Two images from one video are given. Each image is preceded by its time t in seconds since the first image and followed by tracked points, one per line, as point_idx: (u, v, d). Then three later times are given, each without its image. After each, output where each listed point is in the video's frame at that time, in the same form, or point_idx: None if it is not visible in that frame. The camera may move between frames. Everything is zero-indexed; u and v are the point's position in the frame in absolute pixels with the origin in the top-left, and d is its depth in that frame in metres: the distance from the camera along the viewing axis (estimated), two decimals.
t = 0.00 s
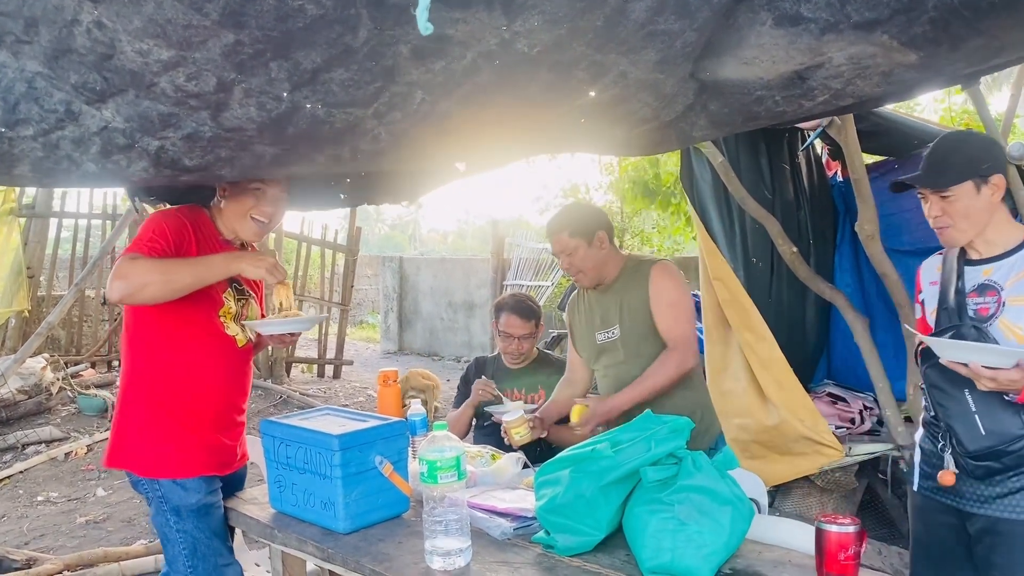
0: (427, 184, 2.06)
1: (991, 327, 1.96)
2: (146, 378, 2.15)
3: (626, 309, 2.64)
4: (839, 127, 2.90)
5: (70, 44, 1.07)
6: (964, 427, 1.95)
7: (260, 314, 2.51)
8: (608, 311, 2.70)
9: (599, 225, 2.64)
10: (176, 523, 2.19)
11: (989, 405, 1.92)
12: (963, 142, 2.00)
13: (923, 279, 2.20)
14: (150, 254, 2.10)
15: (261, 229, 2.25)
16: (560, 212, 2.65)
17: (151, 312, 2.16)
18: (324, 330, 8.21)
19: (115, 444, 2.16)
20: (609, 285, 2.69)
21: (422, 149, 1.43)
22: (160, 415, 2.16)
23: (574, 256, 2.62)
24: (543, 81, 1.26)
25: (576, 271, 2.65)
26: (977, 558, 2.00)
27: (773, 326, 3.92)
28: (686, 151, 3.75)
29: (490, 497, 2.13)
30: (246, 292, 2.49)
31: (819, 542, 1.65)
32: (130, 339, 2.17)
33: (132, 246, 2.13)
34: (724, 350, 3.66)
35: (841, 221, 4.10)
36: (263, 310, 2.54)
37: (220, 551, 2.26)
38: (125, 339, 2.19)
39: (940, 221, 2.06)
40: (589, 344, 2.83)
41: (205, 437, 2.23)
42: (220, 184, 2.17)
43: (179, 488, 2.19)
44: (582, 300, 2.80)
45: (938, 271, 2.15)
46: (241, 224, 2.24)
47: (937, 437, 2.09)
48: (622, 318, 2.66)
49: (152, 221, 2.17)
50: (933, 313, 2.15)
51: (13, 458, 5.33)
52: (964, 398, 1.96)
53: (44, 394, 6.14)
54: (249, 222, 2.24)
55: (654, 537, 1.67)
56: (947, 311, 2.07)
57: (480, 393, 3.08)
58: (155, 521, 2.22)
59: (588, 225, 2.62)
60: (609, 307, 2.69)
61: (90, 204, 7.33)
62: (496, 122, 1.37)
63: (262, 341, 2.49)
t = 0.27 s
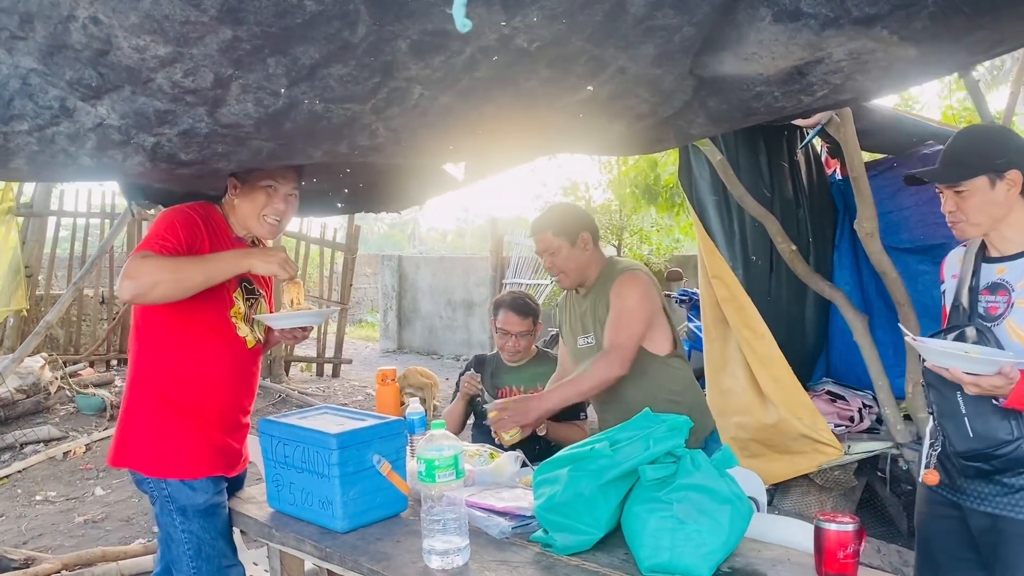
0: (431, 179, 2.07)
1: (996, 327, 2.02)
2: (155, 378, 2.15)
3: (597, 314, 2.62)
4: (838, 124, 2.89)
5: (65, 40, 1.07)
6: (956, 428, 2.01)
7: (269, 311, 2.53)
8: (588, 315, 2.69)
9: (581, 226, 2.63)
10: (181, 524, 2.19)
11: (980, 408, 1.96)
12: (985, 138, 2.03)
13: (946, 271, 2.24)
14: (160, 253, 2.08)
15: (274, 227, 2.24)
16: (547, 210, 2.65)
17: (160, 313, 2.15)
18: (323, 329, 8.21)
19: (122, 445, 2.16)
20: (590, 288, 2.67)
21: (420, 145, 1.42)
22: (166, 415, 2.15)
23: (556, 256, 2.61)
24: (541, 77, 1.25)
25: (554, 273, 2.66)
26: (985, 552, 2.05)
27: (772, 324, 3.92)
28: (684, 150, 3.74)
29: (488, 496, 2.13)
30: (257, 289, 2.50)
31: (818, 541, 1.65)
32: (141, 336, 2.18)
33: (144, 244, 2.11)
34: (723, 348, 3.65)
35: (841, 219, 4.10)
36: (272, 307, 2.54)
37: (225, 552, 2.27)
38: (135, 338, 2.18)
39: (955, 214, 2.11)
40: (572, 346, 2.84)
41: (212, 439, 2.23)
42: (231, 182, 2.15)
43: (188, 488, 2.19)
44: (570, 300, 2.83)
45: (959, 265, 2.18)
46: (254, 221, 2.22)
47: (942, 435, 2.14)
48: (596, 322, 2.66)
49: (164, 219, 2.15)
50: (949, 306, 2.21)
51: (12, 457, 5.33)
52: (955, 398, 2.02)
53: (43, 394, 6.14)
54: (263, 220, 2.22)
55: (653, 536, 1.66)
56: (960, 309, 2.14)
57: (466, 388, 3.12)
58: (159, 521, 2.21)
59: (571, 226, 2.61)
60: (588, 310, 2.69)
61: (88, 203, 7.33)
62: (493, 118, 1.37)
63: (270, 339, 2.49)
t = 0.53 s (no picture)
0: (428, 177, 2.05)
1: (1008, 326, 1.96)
2: (160, 377, 2.15)
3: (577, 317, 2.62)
4: (837, 121, 2.89)
5: (59, 36, 1.06)
6: (968, 427, 1.97)
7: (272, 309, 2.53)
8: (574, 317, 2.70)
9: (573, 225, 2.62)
10: (184, 522, 2.19)
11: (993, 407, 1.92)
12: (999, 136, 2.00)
13: (955, 263, 2.19)
14: (169, 250, 2.04)
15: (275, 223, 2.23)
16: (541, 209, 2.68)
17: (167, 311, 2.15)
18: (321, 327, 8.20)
19: (127, 443, 2.15)
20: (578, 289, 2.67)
21: (416, 143, 1.41)
22: (170, 414, 2.14)
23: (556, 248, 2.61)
24: (538, 76, 1.25)
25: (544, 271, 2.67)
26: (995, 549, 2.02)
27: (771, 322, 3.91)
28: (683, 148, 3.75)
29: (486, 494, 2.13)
30: (260, 287, 2.50)
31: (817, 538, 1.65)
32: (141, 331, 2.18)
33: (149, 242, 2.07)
34: (723, 346, 3.64)
35: (839, 217, 4.10)
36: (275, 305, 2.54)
37: (226, 552, 2.26)
38: (141, 336, 2.17)
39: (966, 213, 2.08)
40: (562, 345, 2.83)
41: (216, 438, 2.22)
42: (232, 174, 2.14)
43: (193, 487, 2.18)
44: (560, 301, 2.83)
45: (969, 258, 2.13)
46: (258, 219, 2.21)
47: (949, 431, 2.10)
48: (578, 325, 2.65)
49: (169, 216, 2.10)
50: (955, 300, 2.17)
51: (9, 456, 5.32)
52: (969, 397, 1.98)
53: (40, 392, 6.13)
54: (264, 217, 2.21)
55: (651, 533, 1.66)
56: (969, 305, 2.09)
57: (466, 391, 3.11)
58: (160, 519, 2.21)
59: (563, 223, 2.62)
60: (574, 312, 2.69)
61: (86, 201, 7.32)
62: (490, 117, 1.36)
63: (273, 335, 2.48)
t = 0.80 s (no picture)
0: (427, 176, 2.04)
1: None
2: (166, 374, 2.14)
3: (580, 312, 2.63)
4: (838, 118, 2.89)
5: (57, 36, 1.06)
6: (987, 424, 1.96)
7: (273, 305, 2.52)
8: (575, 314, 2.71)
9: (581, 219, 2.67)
10: (191, 520, 2.18)
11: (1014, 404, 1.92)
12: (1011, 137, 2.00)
13: (959, 260, 2.15)
14: (174, 247, 2.04)
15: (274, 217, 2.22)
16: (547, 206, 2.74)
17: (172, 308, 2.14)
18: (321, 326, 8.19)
19: (132, 441, 2.14)
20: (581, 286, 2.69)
21: (417, 142, 1.41)
22: (177, 412, 2.14)
23: (564, 242, 2.65)
24: (539, 77, 1.24)
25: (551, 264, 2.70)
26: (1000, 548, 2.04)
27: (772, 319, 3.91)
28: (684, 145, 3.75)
29: (488, 492, 2.13)
30: (262, 283, 2.50)
31: (821, 535, 1.65)
32: (144, 336, 2.17)
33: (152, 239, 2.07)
34: (724, 344, 3.64)
35: (840, 214, 4.10)
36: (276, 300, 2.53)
37: (231, 550, 2.25)
38: (146, 333, 2.16)
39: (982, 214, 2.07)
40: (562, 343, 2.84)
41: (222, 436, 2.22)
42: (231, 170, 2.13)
43: (200, 485, 2.18)
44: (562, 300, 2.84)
45: (977, 255, 2.11)
46: (258, 214, 2.20)
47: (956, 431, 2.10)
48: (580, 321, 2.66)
49: (172, 213, 2.10)
50: (962, 298, 2.12)
51: (9, 453, 5.31)
52: (992, 394, 1.96)
53: (40, 390, 6.12)
54: (264, 211, 2.19)
55: (654, 531, 1.66)
56: (982, 302, 2.04)
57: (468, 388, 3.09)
58: (164, 516, 2.21)
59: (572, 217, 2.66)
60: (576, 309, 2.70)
61: (86, 200, 7.31)
62: (490, 116, 1.36)
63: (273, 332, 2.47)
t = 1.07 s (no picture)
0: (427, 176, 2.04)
1: None
2: (165, 373, 2.15)
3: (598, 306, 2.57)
4: (839, 118, 2.88)
5: (55, 45, 1.05)
6: (1006, 423, 1.90)
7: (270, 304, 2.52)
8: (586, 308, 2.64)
9: (598, 210, 2.60)
10: (190, 520, 2.18)
11: None
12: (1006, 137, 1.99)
13: (944, 267, 2.15)
14: (173, 247, 2.04)
15: (270, 215, 2.21)
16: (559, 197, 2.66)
17: (171, 308, 2.15)
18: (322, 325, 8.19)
19: (131, 440, 2.14)
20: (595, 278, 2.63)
21: (415, 143, 1.41)
22: (175, 412, 2.14)
23: (581, 234, 2.57)
24: (535, 78, 1.24)
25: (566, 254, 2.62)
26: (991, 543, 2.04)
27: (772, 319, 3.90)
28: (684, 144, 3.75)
29: (489, 491, 2.13)
30: (259, 282, 2.50)
31: (822, 535, 1.65)
32: (142, 336, 2.17)
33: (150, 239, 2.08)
34: (724, 343, 3.64)
35: (841, 214, 4.09)
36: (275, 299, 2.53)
37: (231, 550, 2.25)
38: (145, 333, 2.16)
39: (980, 214, 2.04)
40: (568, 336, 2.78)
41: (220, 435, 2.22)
42: (228, 169, 2.13)
43: (199, 484, 2.18)
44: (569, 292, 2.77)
45: (964, 260, 2.11)
46: (255, 213, 2.20)
47: (961, 427, 2.06)
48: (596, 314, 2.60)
49: (170, 213, 2.09)
50: (953, 302, 2.10)
51: (9, 452, 5.32)
52: (1009, 391, 1.89)
53: (41, 389, 6.13)
54: (262, 210, 2.19)
55: (655, 531, 1.66)
56: (980, 302, 2.02)
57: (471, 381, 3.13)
58: (165, 517, 2.21)
59: (589, 207, 2.59)
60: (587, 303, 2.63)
61: (86, 199, 7.32)
62: (488, 117, 1.35)
63: (273, 329, 2.46)
